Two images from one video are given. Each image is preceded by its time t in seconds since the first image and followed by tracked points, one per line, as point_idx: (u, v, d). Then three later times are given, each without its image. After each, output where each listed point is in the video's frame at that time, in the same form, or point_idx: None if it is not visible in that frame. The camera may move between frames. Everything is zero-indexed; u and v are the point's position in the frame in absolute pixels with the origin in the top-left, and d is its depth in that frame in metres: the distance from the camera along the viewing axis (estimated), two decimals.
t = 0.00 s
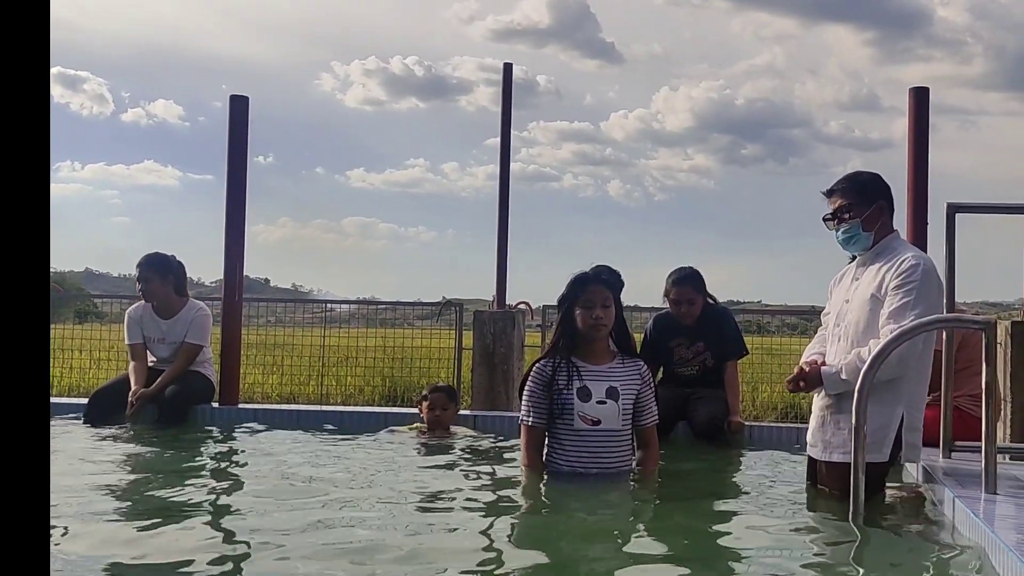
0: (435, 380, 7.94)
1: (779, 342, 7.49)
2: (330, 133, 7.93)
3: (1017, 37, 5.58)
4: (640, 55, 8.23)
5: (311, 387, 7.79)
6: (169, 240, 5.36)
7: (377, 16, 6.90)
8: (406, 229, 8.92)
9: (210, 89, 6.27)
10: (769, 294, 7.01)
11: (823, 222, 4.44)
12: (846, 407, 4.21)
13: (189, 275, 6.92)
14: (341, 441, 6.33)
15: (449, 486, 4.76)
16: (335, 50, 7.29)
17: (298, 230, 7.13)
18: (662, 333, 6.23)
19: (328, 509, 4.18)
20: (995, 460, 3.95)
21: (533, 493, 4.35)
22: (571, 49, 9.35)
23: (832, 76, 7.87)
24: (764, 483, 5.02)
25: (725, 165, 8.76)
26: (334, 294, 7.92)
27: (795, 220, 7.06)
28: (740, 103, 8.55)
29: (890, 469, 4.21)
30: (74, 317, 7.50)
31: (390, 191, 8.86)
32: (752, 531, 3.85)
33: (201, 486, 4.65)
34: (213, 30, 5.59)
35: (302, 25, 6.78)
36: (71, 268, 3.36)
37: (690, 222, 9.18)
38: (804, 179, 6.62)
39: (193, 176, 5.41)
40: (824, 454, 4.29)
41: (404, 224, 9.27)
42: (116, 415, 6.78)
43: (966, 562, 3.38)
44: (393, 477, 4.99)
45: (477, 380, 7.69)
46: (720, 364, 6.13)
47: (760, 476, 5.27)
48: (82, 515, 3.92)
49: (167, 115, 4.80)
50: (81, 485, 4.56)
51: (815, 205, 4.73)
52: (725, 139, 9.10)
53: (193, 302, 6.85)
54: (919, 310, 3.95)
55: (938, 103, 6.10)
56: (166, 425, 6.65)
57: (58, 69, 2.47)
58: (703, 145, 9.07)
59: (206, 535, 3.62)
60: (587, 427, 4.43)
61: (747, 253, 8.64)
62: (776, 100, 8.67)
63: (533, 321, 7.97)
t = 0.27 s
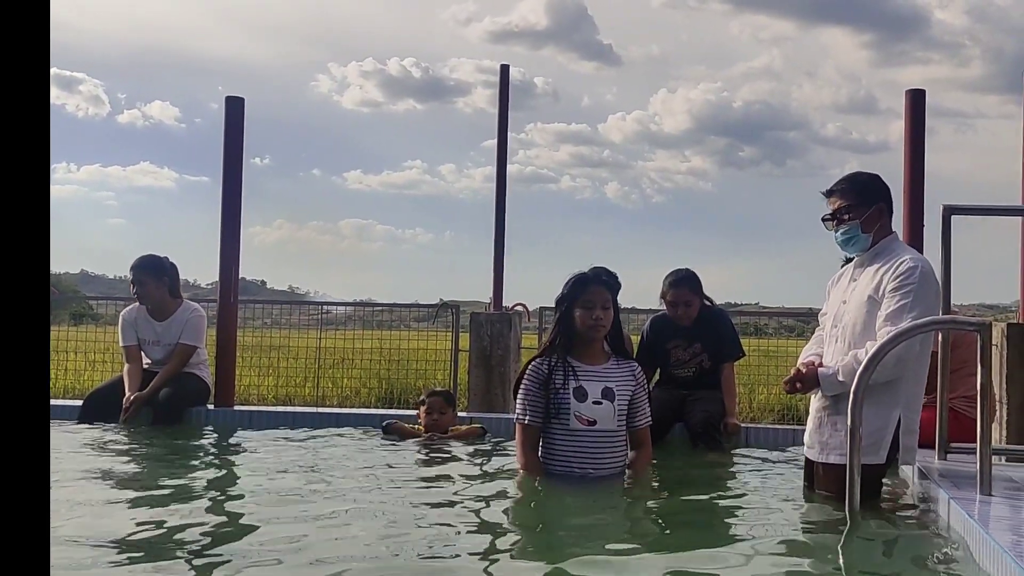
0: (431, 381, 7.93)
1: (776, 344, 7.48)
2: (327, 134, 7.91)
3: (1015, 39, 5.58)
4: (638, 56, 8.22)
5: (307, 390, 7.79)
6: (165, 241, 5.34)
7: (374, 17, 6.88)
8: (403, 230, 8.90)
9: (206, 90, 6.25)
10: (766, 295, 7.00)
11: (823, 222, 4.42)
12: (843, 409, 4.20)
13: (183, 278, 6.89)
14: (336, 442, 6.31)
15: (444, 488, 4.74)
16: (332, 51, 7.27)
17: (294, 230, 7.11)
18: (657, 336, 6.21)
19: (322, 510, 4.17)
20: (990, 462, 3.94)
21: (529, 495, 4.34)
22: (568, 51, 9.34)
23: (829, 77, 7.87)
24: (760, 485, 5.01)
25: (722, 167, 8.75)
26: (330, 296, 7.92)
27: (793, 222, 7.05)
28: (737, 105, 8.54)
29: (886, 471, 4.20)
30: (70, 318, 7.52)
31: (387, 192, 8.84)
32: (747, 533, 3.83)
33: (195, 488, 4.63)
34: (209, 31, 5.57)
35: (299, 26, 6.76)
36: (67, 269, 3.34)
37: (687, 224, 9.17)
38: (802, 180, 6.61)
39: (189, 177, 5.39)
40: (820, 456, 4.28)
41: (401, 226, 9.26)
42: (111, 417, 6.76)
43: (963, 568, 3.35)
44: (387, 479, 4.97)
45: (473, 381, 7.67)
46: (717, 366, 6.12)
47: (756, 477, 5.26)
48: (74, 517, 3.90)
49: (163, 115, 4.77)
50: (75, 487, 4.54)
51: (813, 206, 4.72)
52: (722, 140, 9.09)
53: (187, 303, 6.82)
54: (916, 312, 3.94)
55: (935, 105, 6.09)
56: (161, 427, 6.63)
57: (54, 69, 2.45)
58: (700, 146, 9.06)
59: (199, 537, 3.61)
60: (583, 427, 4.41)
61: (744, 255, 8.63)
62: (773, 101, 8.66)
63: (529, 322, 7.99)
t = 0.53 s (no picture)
0: (430, 385, 7.84)
1: (774, 345, 7.49)
2: (326, 136, 7.92)
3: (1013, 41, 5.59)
4: (636, 58, 8.23)
5: (306, 392, 7.81)
6: (164, 243, 5.34)
7: (372, 19, 6.89)
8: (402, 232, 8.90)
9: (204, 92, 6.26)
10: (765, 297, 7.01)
11: (823, 221, 4.43)
12: (841, 411, 4.20)
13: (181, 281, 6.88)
14: (334, 445, 6.32)
15: (442, 491, 4.75)
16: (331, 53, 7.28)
17: (293, 233, 7.11)
18: (656, 337, 6.23)
19: (321, 513, 4.17)
20: (987, 465, 3.94)
21: (527, 498, 4.34)
22: (567, 53, 9.35)
23: (828, 79, 7.88)
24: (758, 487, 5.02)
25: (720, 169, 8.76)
26: (329, 299, 7.94)
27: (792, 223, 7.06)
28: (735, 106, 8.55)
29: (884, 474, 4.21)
30: (70, 320, 7.62)
31: (386, 195, 8.85)
32: (745, 536, 3.84)
33: (193, 491, 4.63)
34: (207, 34, 5.58)
35: (298, 28, 6.77)
36: (67, 273, 3.34)
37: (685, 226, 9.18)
38: (800, 182, 6.63)
39: (189, 179, 5.39)
40: (818, 458, 4.28)
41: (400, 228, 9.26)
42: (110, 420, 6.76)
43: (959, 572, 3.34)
44: (385, 482, 4.98)
45: (471, 384, 7.67)
46: (716, 368, 6.12)
47: (755, 480, 5.26)
48: (73, 521, 3.90)
49: (162, 118, 4.77)
50: (73, 491, 4.54)
51: (812, 208, 4.72)
52: (720, 142, 9.10)
53: (186, 306, 6.83)
54: (914, 317, 3.94)
55: (933, 107, 6.10)
56: (159, 430, 6.63)
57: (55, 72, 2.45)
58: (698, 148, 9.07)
59: (198, 540, 3.61)
60: (582, 428, 4.42)
61: (743, 256, 8.63)
62: (771, 103, 8.68)
63: (528, 324, 8.02)
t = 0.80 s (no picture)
0: (432, 386, 7.87)
1: (774, 346, 7.50)
2: (328, 137, 7.94)
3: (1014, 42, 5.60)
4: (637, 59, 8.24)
5: (307, 394, 7.80)
6: (166, 245, 5.35)
7: (373, 21, 6.90)
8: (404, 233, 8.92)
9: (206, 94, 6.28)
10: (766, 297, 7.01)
11: (826, 222, 4.44)
12: (842, 412, 4.21)
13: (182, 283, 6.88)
14: (336, 446, 6.34)
15: (444, 491, 4.76)
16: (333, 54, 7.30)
17: (294, 234, 7.12)
18: (658, 337, 6.24)
19: (322, 514, 4.18)
20: (987, 465, 3.95)
21: (528, 499, 4.35)
22: (568, 54, 9.36)
23: (828, 80, 7.89)
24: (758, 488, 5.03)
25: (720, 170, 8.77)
26: (331, 300, 7.91)
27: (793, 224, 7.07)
28: (736, 107, 8.56)
29: (885, 475, 4.21)
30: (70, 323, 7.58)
31: (387, 196, 8.87)
32: (746, 537, 3.84)
33: (194, 493, 4.64)
34: (208, 36, 5.61)
35: (300, 30, 6.78)
36: (69, 275, 3.35)
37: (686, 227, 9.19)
38: (801, 183, 6.63)
39: (191, 181, 5.40)
40: (819, 459, 4.29)
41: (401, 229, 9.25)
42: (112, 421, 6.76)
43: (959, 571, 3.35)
44: (386, 483, 4.99)
45: (472, 385, 7.69)
46: (716, 369, 6.13)
47: (756, 481, 5.27)
48: (75, 523, 3.91)
49: (164, 120, 4.78)
50: (75, 492, 4.55)
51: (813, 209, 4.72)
52: (721, 143, 9.11)
53: (187, 306, 6.80)
54: (915, 318, 3.95)
55: (934, 107, 6.11)
56: (160, 431, 6.64)
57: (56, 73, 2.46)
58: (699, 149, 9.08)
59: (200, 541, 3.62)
60: (583, 429, 4.42)
61: (743, 257, 8.63)
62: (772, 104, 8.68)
63: (529, 325, 8.02)
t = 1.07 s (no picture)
0: (433, 385, 7.91)
1: (775, 345, 7.50)
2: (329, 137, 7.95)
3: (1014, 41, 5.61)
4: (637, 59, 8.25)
5: (308, 394, 7.84)
6: (168, 245, 5.36)
7: (373, 21, 6.91)
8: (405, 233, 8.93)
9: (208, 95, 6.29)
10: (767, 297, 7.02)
11: (827, 222, 4.44)
12: (844, 411, 4.22)
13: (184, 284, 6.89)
14: (339, 446, 6.37)
15: (445, 491, 4.77)
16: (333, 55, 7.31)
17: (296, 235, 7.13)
18: (658, 336, 6.24)
19: (323, 514, 4.19)
20: (988, 463, 3.96)
21: (529, 499, 4.36)
22: (568, 54, 9.37)
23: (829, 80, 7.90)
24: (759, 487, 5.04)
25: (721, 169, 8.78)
26: (333, 300, 7.94)
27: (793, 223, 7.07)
28: (736, 107, 8.57)
29: (887, 474, 4.22)
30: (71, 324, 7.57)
31: (388, 197, 8.88)
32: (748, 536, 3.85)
33: (196, 493, 4.66)
34: (208, 38, 5.62)
35: (301, 31, 6.79)
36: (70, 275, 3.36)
37: (687, 227, 9.20)
38: (801, 182, 6.64)
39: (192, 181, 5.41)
40: (821, 458, 4.29)
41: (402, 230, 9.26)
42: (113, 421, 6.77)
43: (962, 570, 3.35)
44: (387, 483, 5.01)
45: (473, 385, 7.70)
46: (717, 368, 6.14)
47: (757, 480, 5.27)
48: (77, 523, 3.93)
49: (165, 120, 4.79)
50: (77, 492, 4.57)
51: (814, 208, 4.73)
52: (721, 142, 9.12)
53: (187, 309, 6.81)
54: (917, 316, 3.95)
55: (934, 107, 6.12)
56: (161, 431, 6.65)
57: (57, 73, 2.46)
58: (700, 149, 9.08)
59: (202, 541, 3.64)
60: (585, 428, 4.43)
61: (745, 257, 8.62)
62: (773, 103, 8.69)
63: (530, 325, 8.01)
